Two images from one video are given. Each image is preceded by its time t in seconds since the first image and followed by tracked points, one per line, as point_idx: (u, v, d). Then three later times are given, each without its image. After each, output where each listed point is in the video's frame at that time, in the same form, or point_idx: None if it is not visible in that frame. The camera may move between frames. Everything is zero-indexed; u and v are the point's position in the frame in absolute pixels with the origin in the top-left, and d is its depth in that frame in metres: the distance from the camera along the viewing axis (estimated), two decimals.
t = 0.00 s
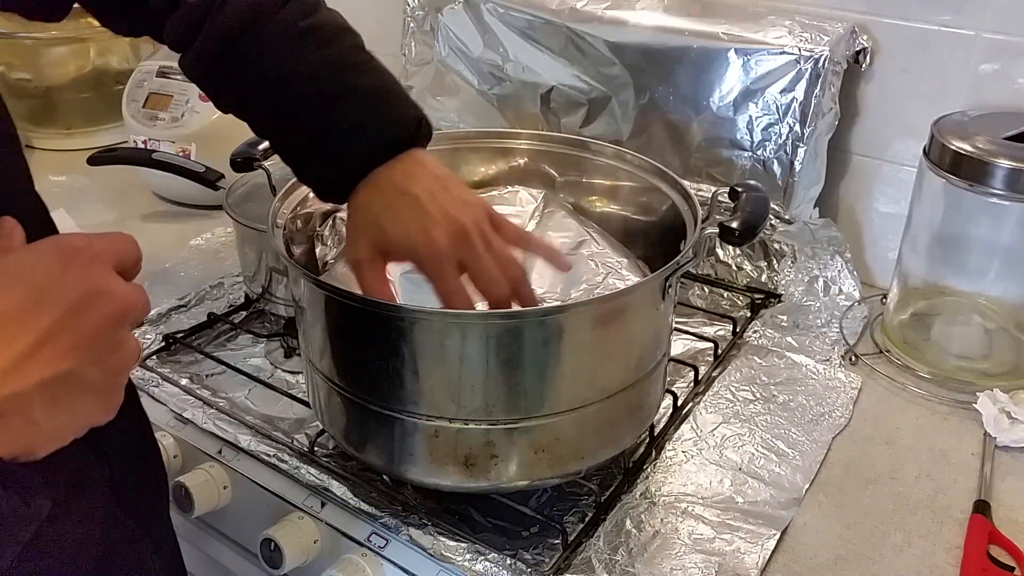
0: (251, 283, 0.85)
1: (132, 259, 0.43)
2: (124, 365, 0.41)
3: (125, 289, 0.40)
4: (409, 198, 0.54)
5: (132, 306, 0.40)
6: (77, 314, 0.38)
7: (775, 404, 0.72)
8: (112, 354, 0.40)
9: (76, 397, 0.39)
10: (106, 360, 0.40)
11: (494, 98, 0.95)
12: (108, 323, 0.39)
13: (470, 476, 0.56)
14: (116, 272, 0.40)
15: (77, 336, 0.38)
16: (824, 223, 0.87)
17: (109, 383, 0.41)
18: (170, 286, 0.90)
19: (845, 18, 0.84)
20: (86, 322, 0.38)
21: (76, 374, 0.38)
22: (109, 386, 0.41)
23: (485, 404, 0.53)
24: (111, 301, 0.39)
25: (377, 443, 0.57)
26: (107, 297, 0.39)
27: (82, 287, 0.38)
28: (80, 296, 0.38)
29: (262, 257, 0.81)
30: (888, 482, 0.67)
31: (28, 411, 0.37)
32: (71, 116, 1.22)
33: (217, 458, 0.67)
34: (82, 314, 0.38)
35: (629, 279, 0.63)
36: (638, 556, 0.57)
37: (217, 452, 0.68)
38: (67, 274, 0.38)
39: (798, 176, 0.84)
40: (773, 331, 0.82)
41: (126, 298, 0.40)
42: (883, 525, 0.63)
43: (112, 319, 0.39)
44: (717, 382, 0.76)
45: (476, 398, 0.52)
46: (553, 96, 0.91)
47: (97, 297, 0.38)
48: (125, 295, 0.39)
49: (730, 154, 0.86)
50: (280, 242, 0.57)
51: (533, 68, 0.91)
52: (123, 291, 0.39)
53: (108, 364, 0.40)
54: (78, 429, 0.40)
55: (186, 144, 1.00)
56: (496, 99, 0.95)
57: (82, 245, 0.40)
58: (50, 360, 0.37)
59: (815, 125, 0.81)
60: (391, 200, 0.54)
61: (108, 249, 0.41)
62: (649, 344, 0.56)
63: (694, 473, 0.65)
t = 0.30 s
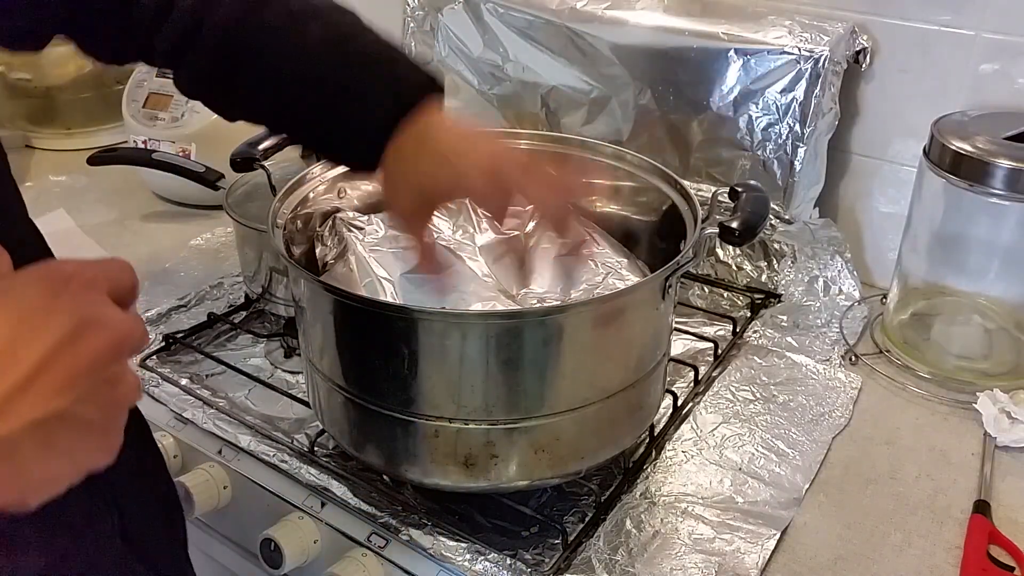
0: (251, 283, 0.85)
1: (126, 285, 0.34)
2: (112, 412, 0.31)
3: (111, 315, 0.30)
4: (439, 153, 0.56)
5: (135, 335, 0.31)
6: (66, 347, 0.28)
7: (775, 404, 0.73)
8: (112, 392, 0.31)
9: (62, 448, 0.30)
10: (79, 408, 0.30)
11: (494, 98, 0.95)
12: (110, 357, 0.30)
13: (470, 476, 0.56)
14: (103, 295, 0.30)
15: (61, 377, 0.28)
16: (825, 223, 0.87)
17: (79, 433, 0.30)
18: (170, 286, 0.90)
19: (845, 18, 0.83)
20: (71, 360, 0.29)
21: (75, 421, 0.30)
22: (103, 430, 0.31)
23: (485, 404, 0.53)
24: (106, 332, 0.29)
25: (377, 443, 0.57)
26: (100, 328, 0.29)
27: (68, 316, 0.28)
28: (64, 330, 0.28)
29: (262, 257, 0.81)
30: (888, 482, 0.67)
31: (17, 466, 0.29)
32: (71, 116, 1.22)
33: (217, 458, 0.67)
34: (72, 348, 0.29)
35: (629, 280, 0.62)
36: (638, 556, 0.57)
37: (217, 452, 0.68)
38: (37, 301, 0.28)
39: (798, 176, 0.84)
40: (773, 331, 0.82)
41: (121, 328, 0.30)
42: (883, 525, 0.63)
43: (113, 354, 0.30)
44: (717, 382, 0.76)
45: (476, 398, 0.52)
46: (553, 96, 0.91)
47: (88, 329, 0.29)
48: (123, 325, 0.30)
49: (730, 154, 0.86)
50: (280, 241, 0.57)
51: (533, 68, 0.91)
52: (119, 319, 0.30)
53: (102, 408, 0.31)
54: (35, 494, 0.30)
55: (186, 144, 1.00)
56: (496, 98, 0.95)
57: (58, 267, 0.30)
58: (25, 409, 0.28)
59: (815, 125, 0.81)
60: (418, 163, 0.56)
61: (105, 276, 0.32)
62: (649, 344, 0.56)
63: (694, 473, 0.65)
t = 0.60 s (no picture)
0: (251, 283, 0.85)
1: (158, 320, 0.38)
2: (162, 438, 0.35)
3: (142, 351, 0.34)
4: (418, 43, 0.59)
5: (161, 376, 0.34)
6: (105, 389, 0.33)
7: (775, 405, 0.73)
8: (147, 431, 0.35)
9: (116, 483, 0.34)
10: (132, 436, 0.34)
11: (494, 98, 0.95)
12: (141, 395, 0.34)
13: (470, 476, 0.56)
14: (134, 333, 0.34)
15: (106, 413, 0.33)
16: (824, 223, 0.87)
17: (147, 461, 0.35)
18: (170, 286, 0.90)
19: (845, 18, 0.83)
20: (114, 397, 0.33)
21: (120, 455, 0.34)
22: (144, 464, 0.35)
23: (485, 404, 0.53)
24: (138, 368, 0.33)
25: (377, 443, 0.57)
26: (133, 366, 0.33)
27: (102, 358, 0.33)
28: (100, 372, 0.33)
29: (262, 257, 0.81)
30: (888, 482, 0.67)
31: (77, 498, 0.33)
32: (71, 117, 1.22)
33: (217, 458, 0.67)
34: (110, 388, 0.33)
35: (629, 280, 0.62)
36: (638, 556, 0.57)
37: (217, 452, 0.68)
38: (83, 349, 0.33)
39: (798, 176, 0.84)
40: (773, 331, 0.83)
41: (152, 363, 0.34)
42: (883, 525, 0.63)
43: (146, 389, 0.34)
44: (717, 382, 0.76)
45: (476, 398, 0.52)
46: (554, 96, 0.91)
47: (121, 368, 0.33)
48: (150, 363, 0.34)
49: (730, 154, 0.86)
50: (280, 242, 0.57)
51: (533, 68, 0.91)
52: (150, 355, 0.34)
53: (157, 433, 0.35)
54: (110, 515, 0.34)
55: (186, 144, 1.00)
56: (496, 98, 0.95)
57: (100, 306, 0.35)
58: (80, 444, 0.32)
59: (815, 125, 0.81)
60: None
61: (135, 311, 0.36)
62: (649, 344, 0.56)
63: (694, 473, 0.65)
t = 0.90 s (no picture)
0: (251, 283, 0.85)
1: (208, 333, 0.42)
2: (228, 452, 0.40)
3: (204, 371, 0.39)
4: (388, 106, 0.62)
5: (222, 394, 0.39)
6: (178, 411, 0.38)
7: (775, 405, 0.73)
8: (215, 446, 0.39)
9: (191, 495, 0.39)
10: (205, 448, 0.39)
11: (494, 98, 0.95)
12: (207, 414, 0.38)
13: (470, 476, 0.56)
14: (195, 356, 0.39)
15: (181, 434, 0.38)
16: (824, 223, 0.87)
17: (218, 471, 0.40)
18: (171, 285, 0.90)
19: (845, 18, 0.83)
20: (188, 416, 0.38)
21: (194, 471, 0.38)
22: (214, 479, 0.40)
23: (485, 404, 0.53)
24: (202, 389, 0.38)
25: (377, 443, 0.57)
26: (198, 389, 0.38)
27: (174, 384, 0.38)
28: (173, 393, 0.38)
29: (262, 257, 0.81)
30: (888, 482, 0.67)
31: (164, 512, 0.38)
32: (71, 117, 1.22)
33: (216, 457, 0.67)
34: (182, 410, 0.38)
35: (629, 280, 0.62)
36: (638, 556, 0.57)
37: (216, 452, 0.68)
38: (156, 375, 0.38)
39: (798, 176, 0.84)
40: (772, 331, 0.83)
41: (213, 383, 0.39)
42: (883, 525, 0.63)
43: (211, 407, 0.39)
44: (717, 382, 0.76)
45: (476, 398, 0.52)
46: (553, 96, 0.91)
47: (191, 389, 0.38)
48: (211, 384, 0.39)
49: (730, 154, 0.86)
50: (280, 241, 0.57)
51: (532, 68, 0.91)
52: (211, 373, 0.39)
53: (223, 447, 0.40)
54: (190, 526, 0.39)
55: (186, 144, 1.00)
56: (496, 99, 0.95)
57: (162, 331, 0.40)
58: (163, 461, 0.37)
59: (815, 125, 0.81)
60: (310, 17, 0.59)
61: (191, 331, 0.41)
62: (649, 344, 0.56)
63: (694, 473, 0.65)
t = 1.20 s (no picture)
0: (252, 283, 0.85)
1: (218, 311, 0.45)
2: (254, 422, 0.43)
3: (230, 347, 0.41)
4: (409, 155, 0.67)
5: (247, 365, 0.42)
6: (212, 383, 0.40)
7: (774, 404, 0.73)
8: (243, 416, 0.42)
9: (228, 463, 0.41)
10: (236, 419, 0.41)
11: (494, 99, 0.95)
12: (235, 385, 0.41)
13: (470, 476, 0.56)
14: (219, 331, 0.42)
15: (215, 405, 0.40)
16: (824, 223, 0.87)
17: (248, 440, 0.42)
18: (172, 286, 0.90)
19: (844, 19, 0.84)
20: (219, 390, 0.40)
21: (227, 440, 0.41)
22: (244, 449, 0.42)
23: (485, 404, 0.53)
24: (231, 361, 0.41)
25: (378, 443, 0.57)
26: (226, 363, 0.41)
27: (207, 360, 0.40)
28: (206, 369, 0.40)
29: (263, 257, 0.82)
30: (887, 481, 0.67)
31: (210, 478, 0.40)
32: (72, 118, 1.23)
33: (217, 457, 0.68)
34: (215, 382, 0.40)
35: (629, 280, 0.63)
36: (638, 555, 0.58)
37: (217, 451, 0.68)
38: (190, 352, 0.40)
39: (797, 176, 0.84)
40: (772, 331, 0.83)
41: (238, 356, 0.41)
42: (882, 525, 0.63)
43: (239, 378, 0.41)
44: (716, 382, 0.76)
45: (476, 398, 0.53)
46: (553, 97, 0.91)
47: (221, 364, 0.41)
48: (237, 358, 0.41)
49: (730, 155, 0.86)
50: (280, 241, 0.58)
51: (533, 69, 0.91)
52: (235, 348, 0.41)
53: (250, 416, 0.43)
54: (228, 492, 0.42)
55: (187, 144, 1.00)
56: (496, 100, 0.95)
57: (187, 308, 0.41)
58: (203, 433, 0.40)
59: (814, 126, 0.81)
60: (327, 120, 0.60)
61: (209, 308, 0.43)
62: (649, 344, 0.57)
63: (694, 472, 0.65)
